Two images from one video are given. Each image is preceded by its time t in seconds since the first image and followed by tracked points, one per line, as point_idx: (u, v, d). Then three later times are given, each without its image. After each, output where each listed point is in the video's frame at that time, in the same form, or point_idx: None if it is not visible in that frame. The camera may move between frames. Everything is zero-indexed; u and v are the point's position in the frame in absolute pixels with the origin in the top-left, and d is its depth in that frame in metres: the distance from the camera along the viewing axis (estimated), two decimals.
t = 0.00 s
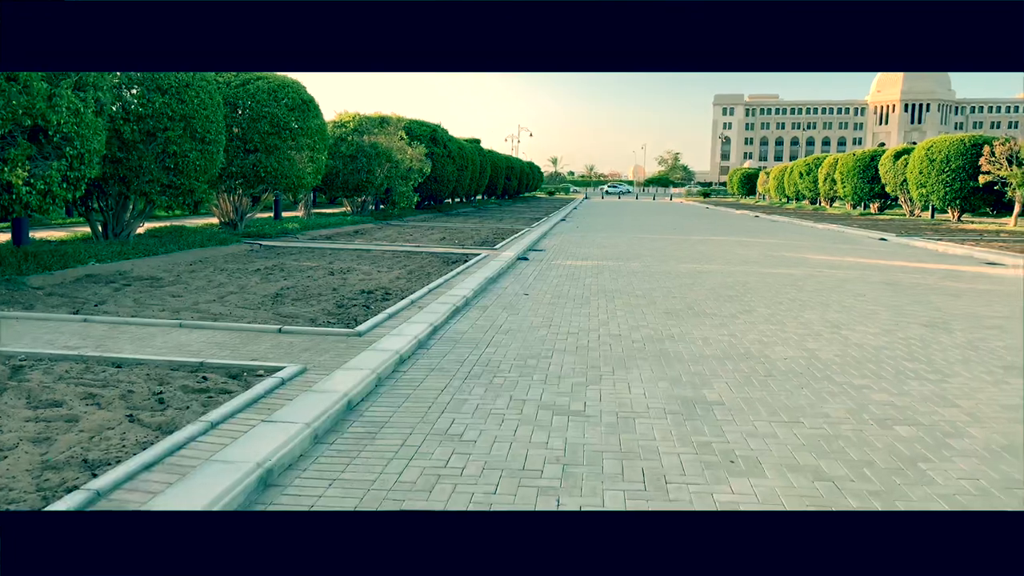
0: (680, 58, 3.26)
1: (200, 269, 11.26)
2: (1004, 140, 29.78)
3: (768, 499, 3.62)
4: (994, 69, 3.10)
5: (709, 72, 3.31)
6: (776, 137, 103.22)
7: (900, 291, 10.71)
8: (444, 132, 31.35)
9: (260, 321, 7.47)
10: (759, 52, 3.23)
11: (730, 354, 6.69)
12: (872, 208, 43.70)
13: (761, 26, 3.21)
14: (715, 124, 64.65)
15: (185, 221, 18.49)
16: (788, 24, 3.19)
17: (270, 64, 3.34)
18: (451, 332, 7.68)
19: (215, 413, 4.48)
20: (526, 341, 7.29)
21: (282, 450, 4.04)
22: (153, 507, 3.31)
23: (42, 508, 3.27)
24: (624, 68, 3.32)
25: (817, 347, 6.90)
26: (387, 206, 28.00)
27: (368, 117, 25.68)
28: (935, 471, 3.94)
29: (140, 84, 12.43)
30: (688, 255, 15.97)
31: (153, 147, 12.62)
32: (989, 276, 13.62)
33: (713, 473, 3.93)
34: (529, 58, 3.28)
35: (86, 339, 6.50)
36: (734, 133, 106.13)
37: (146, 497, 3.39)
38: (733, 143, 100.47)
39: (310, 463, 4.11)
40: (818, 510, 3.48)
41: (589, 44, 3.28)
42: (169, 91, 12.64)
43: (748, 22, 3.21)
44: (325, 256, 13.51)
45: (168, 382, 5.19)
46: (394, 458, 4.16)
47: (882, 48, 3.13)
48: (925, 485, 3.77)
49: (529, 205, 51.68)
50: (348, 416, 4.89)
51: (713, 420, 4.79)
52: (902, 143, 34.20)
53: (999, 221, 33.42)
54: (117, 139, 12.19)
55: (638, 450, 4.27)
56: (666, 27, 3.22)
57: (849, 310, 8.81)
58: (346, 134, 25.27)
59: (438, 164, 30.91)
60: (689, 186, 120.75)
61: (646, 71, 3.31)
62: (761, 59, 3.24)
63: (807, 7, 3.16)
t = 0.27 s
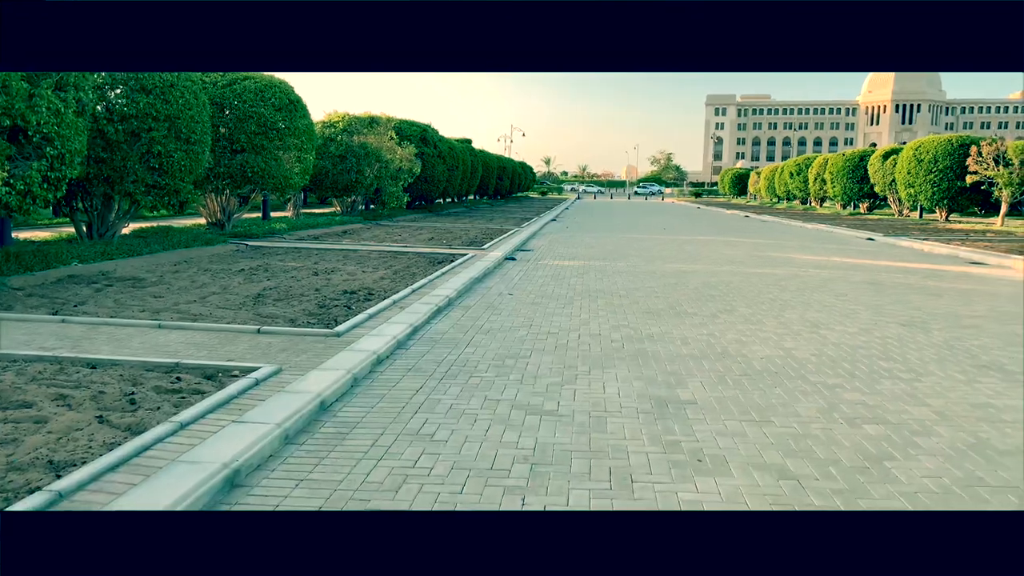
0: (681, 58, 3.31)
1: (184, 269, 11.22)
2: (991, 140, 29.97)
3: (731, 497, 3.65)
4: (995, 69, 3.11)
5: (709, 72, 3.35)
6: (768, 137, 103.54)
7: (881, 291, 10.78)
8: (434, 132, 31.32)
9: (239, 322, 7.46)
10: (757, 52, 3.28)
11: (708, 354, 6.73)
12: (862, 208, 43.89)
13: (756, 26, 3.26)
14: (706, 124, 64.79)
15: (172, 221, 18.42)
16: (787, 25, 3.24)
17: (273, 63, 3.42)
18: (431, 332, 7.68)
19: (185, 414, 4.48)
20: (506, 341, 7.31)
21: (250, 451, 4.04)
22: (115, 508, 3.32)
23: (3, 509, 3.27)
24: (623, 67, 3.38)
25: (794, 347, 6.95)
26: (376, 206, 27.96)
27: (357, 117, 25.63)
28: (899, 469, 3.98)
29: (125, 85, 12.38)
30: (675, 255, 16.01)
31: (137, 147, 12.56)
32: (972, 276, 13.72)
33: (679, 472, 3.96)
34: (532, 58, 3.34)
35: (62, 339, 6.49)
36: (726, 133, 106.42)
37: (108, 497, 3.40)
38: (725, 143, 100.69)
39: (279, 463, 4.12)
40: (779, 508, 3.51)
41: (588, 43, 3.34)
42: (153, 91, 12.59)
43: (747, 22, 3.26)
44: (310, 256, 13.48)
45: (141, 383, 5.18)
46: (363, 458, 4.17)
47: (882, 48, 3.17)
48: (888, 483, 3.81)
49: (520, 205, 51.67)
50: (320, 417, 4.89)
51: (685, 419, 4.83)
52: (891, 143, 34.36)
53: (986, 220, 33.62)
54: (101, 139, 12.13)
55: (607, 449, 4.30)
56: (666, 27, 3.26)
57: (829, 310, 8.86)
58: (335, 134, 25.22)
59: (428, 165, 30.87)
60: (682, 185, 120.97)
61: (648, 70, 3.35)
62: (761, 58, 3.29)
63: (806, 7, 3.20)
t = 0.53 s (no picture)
0: (681, 58, 3.26)
1: (173, 270, 11.24)
2: (984, 141, 30.07)
3: (698, 498, 3.68)
4: (994, 69, 3.08)
5: (709, 72, 3.30)
6: (765, 138, 103.72)
7: (867, 292, 10.84)
8: (429, 133, 31.36)
9: (224, 323, 7.49)
10: (757, 52, 3.24)
11: (689, 355, 6.77)
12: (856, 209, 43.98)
13: (758, 26, 3.21)
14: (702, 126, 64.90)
15: (164, 222, 18.43)
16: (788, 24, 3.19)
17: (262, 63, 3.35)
18: (416, 333, 7.70)
19: (161, 415, 4.51)
20: (489, 342, 7.35)
21: (224, 452, 4.07)
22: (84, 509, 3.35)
23: None
24: (619, 67, 3.33)
25: (776, 348, 6.99)
26: (371, 207, 27.99)
27: (351, 118, 25.65)
28: (868, 471, 4.01)
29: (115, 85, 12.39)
30: (666, 257, 16.06)
31: (127, 147, 12.59)
32: (960, 277, 13.79)
33: (649, 473, 3.99)
34: (531, 58, 3.28)
35: (45, 341, 6.51)
36: (723, 133, 106.60)
37: (79, 499, 3.43)
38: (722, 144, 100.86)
39: (254, 465, 4.15)
40: (744, 509, 3.54)
41: (586, 43, 3.28)
42: (143, 92, 12.61)
43: (748, 23, 3.21)
44: (301, 257, 13.51)
45: (121, 384, 5.21)
46: (337, 461, 4.20)
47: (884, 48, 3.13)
48: (856, 484, 3.84)
49: (516, 206, 51.71)
50: (298, 418, 4.92)
51: (660, 421, 4.86)
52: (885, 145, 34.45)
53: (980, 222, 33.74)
54: (90, 140, 12.15)
55: (579, 451, 4.33)
56: (666, 27, 3.21)
57: (814, 311, 8.91)
58: (330, 135, 25.25)
59: (423, 165, 30.92)
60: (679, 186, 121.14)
61: (646, 70, 3.30)
62: (761, 58, 3.24)
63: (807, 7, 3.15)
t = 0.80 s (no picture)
0: (682, 58, 3.21)
1: (164, 270, 11.24)
2: (981, 140, 30.09)
3: (672, 497, 3.69)
4: (994, 69, 3.03)
5: (708, 72, 3.26)
6: (763, 138, 103.75)
7: (857, 291, 10.85)
8: (425, 132, 31.35)
9: (211, 322, 7.50)
10: (757, 52, 3.19)
11: (674, 354, 6.77)
12: (853, 209, 44.02)
13: (754, 26, 3.17)
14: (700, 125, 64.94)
15: (159, 222, 18.43)
16: (788, 25, 3.14)
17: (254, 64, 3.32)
18: (404, 332, 7.71)
19: (140, 414, 4.51)
20: (476, 341, 7.35)
21: (201, 451, 4.07)
22: (57, 507, 3.35)
23: None
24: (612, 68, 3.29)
25: (762, 347, 7.00)
26: (366, 206, 27.98)
27: (347, 117, 25.66)
28: (844, 469, 4.02)
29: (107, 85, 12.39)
30: (659, 256, 16.08)
31: (120, 147, 12.60)
32: (952, 276, 13.81)
33: (626, 472, 4.00)
34: (531, 58, 3.24)
35: (30, 340, 6.52)
36: (721, 133, 106.64)
37: (53, 497, 3.44)
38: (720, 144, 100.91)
39: (231, 463, 4.15)
40: (717, 508, 3.54)
41: (587, 43, 3.24)
42: (136, 91, 12.61)
43: (747, 23, 3.16)
44: (294, 257, 13.51)
45: (103, 383, 5.22)
46: (314, 459, 4.20)
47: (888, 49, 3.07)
48: (830, 482, 3.84)
49: (513, 205, 51.72)
50: (280, 417, 4.93)
51: (640, 420, 4.87)
52: (882, 144, 34.50)
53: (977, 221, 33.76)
54: (82, 140, 12.16)
55: (558, 450, 4.33)
56: (664, 26, 3.16)
57: (803, 310, 8.92)
58: (325, 134, 25.27)
59: (419, 165, 30.93)
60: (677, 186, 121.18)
61: (647, 71, 3.26)
62: (760, 59, 3.20)
63: (808, 7, 3.11)
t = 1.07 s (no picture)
0: (681, 60, 3.32)
1: (154, 270, 11.22)
2: (975, 142, 30.14)
3: (645, 497, 3.68)
4: (996, 68, 3.14)
5: (709, 71, 3.36)
6: (760, 139, 103.85)
7: (847, 292, 10.85)
8: (421, 133, 31.34)
9: (196, 323, 7.48)
10: (757, 52, 3.29)
11: (659, 355, 6.76)
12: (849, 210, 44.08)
13: (753, 26, 3.26)
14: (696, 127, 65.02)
15: (151, 223, 18.42)
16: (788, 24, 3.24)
17: (264, 62, 3.41)
18: (389, 332, 7.69)
19: (117, 414, 4.50)
20: (462, 341, 7.34)
21: (175, 451, 4.06)
22: (26, 508, 3.34)
23: None
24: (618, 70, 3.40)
25: (747, 348, 7.00)
26: (361, 207, 27.94)
27: (341, 118, 25.66)
28: (819, 469, 4.01)
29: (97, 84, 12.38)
30: (651, 257, 16.08)
31: (110, 147, 12.59)
32: (943, 277, 13.81)
33: (600, 471, 4.00)
34: (535, 57, 3.35)
35: (13, 340, 6.50)
36: (719, 134, 106.75)
37: (22, 498, 3.43)
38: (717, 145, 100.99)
39: (207, 463, 4.14)
40: (689, 507, 3.54)
41: (588, 43, 3.34)
42: (126, 92, 12.61)
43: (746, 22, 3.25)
44: (285, 257, 13.49)
45: (82, 383, 5.20)
46: (290, 459, 4.19)
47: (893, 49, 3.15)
48: (804, 482, 3.84)
49: (509, 207, 51.74)
50: (258, 417, 4.91)
51: (620, 420, 4.87)
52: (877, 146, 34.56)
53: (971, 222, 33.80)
54: (71, 141, 12.16)
55: (534, 449, 4.32)
56: (665, 26, 3.26)
57: (790, 311, 8.92)
58: (319, 135, 25.27)
59: (414, 166, 30.94)
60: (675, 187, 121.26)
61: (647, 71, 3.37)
62: (763, 59, 3.30)
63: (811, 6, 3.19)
